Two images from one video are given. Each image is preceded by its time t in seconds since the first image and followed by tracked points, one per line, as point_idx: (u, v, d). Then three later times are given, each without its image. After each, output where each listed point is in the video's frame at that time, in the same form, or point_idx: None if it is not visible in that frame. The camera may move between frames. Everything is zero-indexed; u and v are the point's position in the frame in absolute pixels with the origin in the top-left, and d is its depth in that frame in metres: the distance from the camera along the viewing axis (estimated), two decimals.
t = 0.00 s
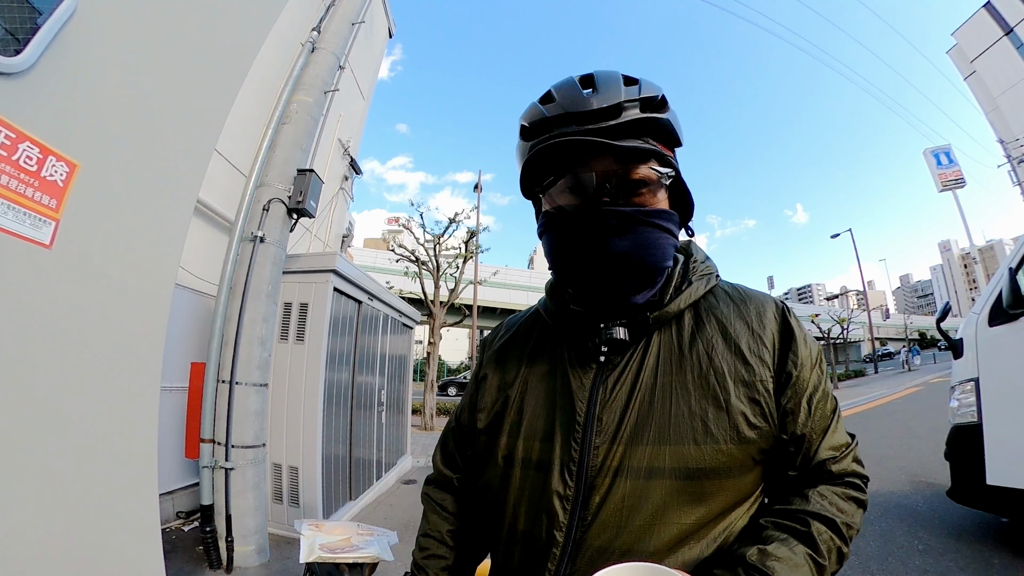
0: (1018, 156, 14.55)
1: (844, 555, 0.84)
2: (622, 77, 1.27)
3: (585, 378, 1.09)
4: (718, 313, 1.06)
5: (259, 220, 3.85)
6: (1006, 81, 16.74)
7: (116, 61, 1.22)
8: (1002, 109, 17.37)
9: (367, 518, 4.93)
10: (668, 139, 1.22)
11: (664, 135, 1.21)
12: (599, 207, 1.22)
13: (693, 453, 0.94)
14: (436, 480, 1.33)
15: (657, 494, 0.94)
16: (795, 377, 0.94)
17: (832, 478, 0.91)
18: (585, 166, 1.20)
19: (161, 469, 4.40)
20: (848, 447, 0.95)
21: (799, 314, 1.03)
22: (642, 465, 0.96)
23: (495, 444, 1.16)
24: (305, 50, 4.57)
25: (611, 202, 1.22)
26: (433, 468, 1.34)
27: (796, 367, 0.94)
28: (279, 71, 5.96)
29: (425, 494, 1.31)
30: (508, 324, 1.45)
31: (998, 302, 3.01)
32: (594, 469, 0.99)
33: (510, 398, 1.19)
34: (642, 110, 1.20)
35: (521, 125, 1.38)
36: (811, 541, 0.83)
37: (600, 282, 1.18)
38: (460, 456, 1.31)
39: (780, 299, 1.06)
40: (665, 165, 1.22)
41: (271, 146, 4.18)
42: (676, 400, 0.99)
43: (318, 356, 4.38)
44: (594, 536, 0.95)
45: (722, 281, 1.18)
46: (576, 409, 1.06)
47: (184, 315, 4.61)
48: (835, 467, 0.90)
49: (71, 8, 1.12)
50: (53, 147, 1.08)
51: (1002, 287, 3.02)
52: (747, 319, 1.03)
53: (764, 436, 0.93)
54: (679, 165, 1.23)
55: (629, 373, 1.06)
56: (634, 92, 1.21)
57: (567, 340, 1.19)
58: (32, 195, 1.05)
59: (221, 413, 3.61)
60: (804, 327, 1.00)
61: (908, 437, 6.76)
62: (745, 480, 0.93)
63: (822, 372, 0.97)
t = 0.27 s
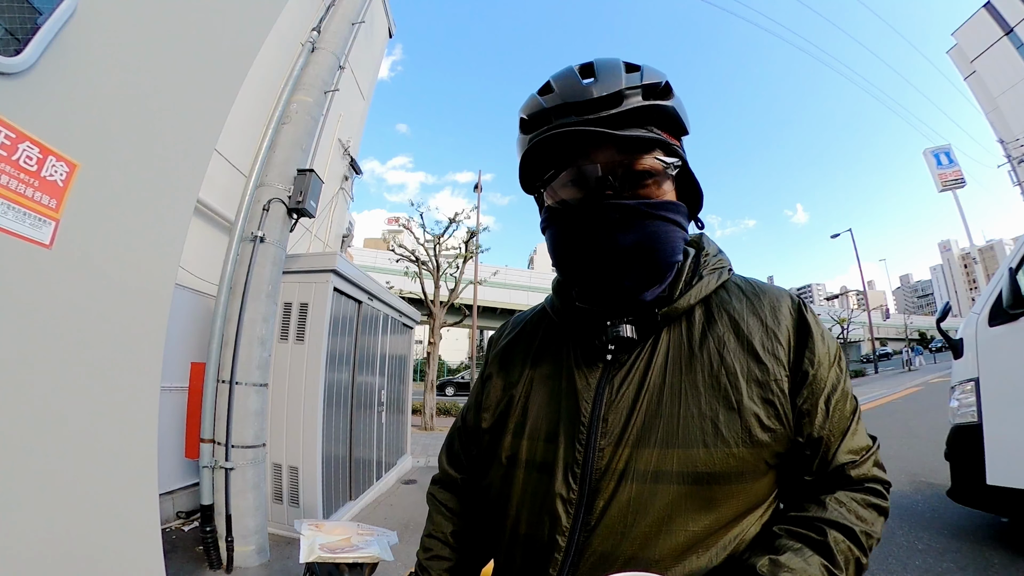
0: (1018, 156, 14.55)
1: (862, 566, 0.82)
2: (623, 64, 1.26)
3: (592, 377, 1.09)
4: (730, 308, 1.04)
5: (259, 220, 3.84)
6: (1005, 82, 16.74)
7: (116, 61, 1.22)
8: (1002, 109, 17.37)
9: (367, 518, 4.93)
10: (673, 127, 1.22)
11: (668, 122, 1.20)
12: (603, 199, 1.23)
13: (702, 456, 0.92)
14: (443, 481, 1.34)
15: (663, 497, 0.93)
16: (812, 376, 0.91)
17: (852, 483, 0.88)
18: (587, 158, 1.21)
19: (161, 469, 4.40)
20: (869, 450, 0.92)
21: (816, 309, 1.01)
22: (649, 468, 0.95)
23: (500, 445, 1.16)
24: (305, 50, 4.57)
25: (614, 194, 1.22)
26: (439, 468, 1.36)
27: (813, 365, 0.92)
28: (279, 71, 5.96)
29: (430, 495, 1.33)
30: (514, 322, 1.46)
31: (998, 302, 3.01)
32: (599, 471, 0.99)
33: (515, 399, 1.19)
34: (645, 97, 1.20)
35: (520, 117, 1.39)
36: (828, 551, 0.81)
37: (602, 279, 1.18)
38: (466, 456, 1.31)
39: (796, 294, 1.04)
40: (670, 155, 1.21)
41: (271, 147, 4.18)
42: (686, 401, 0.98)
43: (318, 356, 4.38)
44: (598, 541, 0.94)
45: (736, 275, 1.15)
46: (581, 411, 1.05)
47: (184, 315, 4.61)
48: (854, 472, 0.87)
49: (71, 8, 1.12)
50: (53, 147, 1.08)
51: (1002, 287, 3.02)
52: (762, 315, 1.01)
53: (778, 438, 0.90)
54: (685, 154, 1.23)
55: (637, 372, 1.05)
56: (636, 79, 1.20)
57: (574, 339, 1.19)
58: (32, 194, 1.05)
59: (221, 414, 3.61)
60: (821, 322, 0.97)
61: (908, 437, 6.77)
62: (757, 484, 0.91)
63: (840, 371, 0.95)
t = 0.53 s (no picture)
0: (1018, 156, 14.55)
1: (878, 570, 0.81)
2: (623, 57, 1.27)
3: (598, 377, 1.09)
4: (739, 305, 1.04)
5: (259, 220, 3.84)
6: (1005, 82, 16.75)
7: (116, 60, 1.22)
8: (1002, 110, 17.37)
9: (367, 518, 4.93)
10: (677, 118, 1.21)
11: (672, 114, 1.20)
12: (607, 195, 1.23)
13: (712, 458, 0.92)
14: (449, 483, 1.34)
15: (671, 500, 0.92)
16: (826, 373, 0.90)
17: (868, 486, 0.87)
18: (590, 152, 1.21)
19: (161, 469, 4.40)
20: (886, 450, 0.91)
21: (828, 303, 0.99)
22: (656, 470, 0.94)
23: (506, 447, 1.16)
24: (305, 50, 4.57)
25: (617, 190, 1.22)
26: (444, 470, 1.36)
27: (827, 362, 0.91)
28: (279, 72, 5.96)
29: (436, 497, 1.34)
30: (519, 323, 1.46)
31: (998, 302, 3.01)
32: (605, 474, 0.98)
33: (520, 400, 1.20)
34: (647, 89, 1.19)
35: (520, 114, 1.40)
36: (843, 557, 0.81)
37: (609, 279, 1.19)
38: (471, 458, 1.31)
39: (808, 288, 1.03)
40: (675, 148, 1.20)
41: (271, 147, 4.18)
42: (694, 402, 0.97)
43: (318, 356, 4.37)
44: (604, 545, 0.93)
45: (744, 271, 1.15)
46: (587, 412, 1.05)
47: (184, 315, 4.61)
48: (870, 473, 0.87)
49: (71, 9, 1.12)
50: (53, 147, 1.08)
51: (1002, 287, 3.02)
52: (773, 311, 1.00)
53: (791, 439, 0.89)
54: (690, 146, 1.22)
55: (643, 372, 1.05)
56: (637, 71, 1.20)
57: (579, 338, 1.19)
58: (32, 194, 1.05)
59: (221, 414, 3.61)
60: (833, 318, 0.96)
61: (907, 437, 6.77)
62: (769, 487, 0.90)
63: (855, 368, 0.93)
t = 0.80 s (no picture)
0: (1018, 156, 14.55)
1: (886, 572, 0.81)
2: (623, 52, 1.27)
3: (601, 378, 1.09)
4: (744, 303, 1.03)
5: (259, 220, 3.84)
6: (1005, 82, 16.75)
7: (116, 60, 1.22)
8: (1002, 110, 17.38)
9: (367, 518, 4.93)
10: (677, 114, 1.21)
11: (672, 110, 1.20)
12: (608, 192, 1.22)
13: (716, 459, 0.91)
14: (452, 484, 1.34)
15: (675, 501, 0.92)
16: (831, 372, 0.90)
17: (875, 486, 0.87)
18: (590, 149, 1.21)
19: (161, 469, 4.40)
20: (893, 449, 0.90)
21: (834, 300, 0.99)
22: (660, 470, 0.94)
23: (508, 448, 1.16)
24: (305, 50, 4.57)
25: (618, 187, 1.22)
26: (447, 471, 1.37)
27: (833, 360, 0.90)
28: (279, 71, 5.96)
29: (438, 498, 1.35)
30: (520, 323, 1.46)
31: (998, 302, 3.01)
32: (608, 475, 0.98)
33: (522, 401, 1.20)
34: (646, 85, 1.19)
35: (520, 111, 1.39)
36: (850, 559, 0.81)
37: (612, 278, 1.19)
38: (473, 459, 1.32)
39: (813, 285, 1.02)
40: (676, 144, 1.20)
41: (271, 147, 4.18)
42: (699, 402, 0.97)
43: (318, 356, 4.37)
44: (607, 547, 0.93)
45: (748, 268, 1.15)
46: (589, 413, 1.05)
47: (184, 315, 4.61)
48: (877, 474, 0.86)
49: (71, 9, 1.12)
50: (53, 147, 1.08)
51: (1002, 287, 3.02)
52: (777, 309, 0.99)
53: (796, 439, 0.89)
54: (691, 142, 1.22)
55: (646, 371, 1.05)
56: (637, 67, 1.20)
57: (582, 338, 1.19)
58: (32, 194, 1.05)
59: (221, 414, 3.60)
60: (839, 315, 0.96)
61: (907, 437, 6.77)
62: (774, 488, 0.90)
63: (861, 366, 0.93)
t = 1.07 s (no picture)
0: (1018, 156, 14.55)
1: (887, 572, 0.81)
2: (624, 52, 1.26)
3: (602, 377, 1.09)
4: (745, 303, 1.03)
5: (259, 220, 3.84)
6: (1005, 82, 16.75)
7: (117, 58, 1.22)
8: (1003, 109, 17.37)
9: (367, 518, 4.93)
10: (678, 114, 1.21)
11: (673, 109, 1.20)
12: (609, 192, 1.23)
13: (718, 459, 0.91)
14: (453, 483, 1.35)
15: (676, 501, 0.92)
16: (833, 371, 0.90)
17: (876, 486, 0.87)
18: (591, 149, 1.21)
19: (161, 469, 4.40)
20: (895, 449, 0.90)
21: (835, 300, 0.98)
22: (661, 470, 0.94)
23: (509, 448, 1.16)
24: (305, 50, 4.57)
25: (619, 187, 1.22)
26: (447, 470, 1.37)
27: (835, 360, 0.90)
28: (279, 72, 5.96)
29: (438, 498, 1.35)
30: (520, 323, 1.46)
31: (998, 302, 3.01)
32: (608, 475, 0.98)
33: (523, 401, 1.20)
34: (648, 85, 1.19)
35: (521, 111, 1.39)
36: (852, 559, 0.80)
37: (613, 277, 1.19)
38: (473, 459, 1.32)
39: (814, 285, 1.02)
40: (677, 144, 1.20)
41: (271, 147, 4.18)
42: (700, 402, 0.97)
43: (318, 356, 4.37)
44: (608, 547, 0.94)
45: (749, 268, 1.14)
46: (590, 412, 1.05)
47: (184, 315, 4.61)
48: (878, 474, 0.86)
49: (71, 8, 1.12)
50: (53, 147, 1.08)
51: (1002, 287, 3.02)
52: (779, 309, 0.99)
53: (798, 439, 0.89)
54: (692, 142, 1.22)
55: (647, 371, 1.05)
56: (638, 67, 1.20)
57: (582, 338, 1.19)
58: (32, 195, 1.05)
59: (221, 414, 3.60)
60: (840, 315, 0.95)
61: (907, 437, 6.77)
62: (776, 488, 0.90)
63: (862, 366, 0.93)
